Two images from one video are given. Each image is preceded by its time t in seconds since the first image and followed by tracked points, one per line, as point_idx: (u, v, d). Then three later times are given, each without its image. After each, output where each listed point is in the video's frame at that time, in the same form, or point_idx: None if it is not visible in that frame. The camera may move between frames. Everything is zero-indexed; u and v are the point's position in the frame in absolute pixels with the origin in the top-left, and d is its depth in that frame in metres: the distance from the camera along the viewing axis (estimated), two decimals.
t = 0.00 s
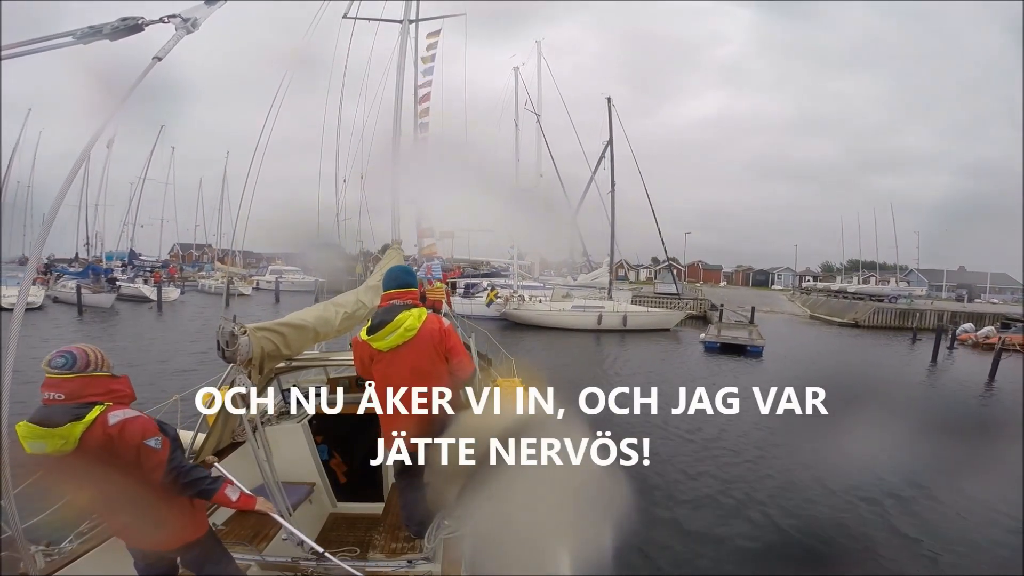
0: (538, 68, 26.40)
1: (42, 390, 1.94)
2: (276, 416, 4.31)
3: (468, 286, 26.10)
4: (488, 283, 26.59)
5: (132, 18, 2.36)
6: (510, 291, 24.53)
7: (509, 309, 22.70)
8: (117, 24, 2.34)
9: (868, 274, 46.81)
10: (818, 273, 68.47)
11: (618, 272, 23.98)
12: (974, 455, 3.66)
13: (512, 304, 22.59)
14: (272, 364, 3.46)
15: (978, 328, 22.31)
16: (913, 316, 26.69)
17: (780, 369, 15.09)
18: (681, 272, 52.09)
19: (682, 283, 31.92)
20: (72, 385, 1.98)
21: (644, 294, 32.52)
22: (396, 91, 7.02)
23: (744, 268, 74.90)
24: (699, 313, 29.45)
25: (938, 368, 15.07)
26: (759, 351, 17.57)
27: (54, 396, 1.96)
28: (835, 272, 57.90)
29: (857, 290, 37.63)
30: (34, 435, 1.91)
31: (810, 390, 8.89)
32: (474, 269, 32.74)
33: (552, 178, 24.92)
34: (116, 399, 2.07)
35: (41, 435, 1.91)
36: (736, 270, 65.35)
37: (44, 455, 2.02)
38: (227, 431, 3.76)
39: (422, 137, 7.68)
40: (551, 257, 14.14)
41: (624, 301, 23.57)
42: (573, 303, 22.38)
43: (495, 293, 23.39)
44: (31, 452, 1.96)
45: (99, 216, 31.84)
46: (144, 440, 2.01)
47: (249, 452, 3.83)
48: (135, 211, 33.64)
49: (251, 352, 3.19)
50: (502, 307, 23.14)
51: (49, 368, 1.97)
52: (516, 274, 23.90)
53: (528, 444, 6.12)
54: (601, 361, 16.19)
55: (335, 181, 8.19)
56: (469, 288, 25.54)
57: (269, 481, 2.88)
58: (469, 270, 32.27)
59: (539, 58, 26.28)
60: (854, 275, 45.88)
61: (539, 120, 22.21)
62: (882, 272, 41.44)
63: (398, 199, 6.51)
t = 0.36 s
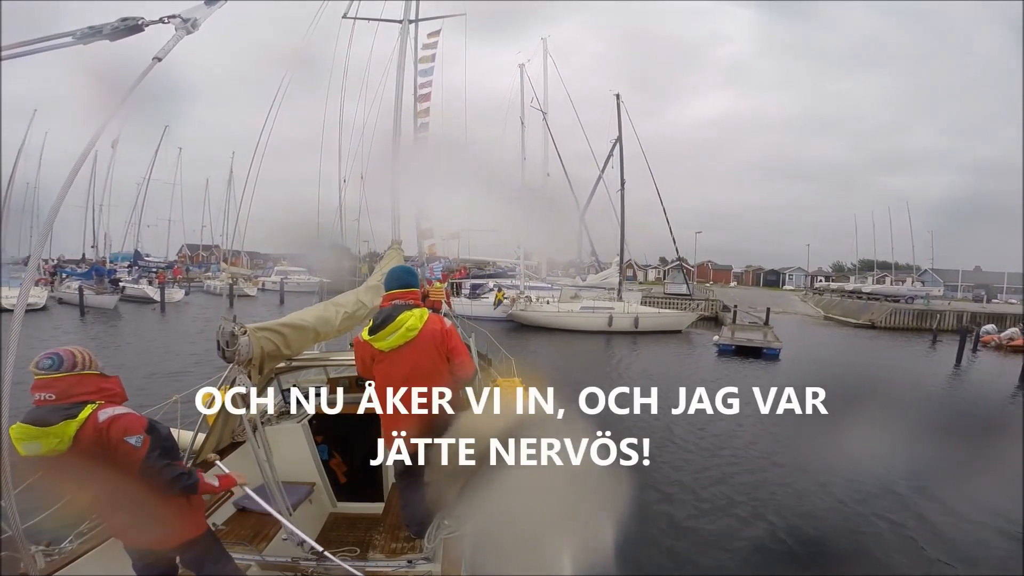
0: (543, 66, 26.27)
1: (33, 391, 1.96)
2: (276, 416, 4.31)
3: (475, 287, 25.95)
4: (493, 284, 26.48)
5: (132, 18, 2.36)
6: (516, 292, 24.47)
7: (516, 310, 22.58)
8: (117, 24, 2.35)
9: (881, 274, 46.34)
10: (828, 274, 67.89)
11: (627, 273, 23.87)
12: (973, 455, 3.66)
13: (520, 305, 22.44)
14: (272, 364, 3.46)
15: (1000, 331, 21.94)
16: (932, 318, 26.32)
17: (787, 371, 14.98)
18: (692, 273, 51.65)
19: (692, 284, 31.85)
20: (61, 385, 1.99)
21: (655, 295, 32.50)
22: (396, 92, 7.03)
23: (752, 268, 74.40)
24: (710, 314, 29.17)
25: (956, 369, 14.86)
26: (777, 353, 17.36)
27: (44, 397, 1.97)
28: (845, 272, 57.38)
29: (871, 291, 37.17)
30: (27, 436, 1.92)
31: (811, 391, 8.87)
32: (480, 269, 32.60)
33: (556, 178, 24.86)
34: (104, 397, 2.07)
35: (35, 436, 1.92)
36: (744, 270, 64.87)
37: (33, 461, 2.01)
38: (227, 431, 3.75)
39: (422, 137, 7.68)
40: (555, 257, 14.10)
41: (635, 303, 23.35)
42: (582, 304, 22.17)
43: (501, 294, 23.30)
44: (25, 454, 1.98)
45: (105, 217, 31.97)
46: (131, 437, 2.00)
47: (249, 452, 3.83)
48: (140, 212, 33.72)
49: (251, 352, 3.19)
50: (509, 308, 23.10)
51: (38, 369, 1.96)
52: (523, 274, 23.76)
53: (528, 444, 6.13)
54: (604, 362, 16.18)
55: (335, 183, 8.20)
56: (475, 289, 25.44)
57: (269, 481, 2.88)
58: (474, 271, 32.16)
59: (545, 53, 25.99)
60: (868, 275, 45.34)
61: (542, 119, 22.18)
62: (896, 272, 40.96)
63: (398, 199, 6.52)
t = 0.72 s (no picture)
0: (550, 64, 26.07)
1: (29, 391, 1.96)
2: (276, 416, 4.31)
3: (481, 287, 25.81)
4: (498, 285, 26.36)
5: (132, 18, 2.36)
6: (524, 292, 24.38)
7: (524, 311, 22.41)
8: (117, 24, 2.35)
9: (896, 274, 45.70)
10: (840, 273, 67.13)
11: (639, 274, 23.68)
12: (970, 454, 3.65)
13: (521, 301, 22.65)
14: (273, 364, 3.46)
15: None
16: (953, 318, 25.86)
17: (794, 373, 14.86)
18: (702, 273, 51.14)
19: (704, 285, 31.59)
20: (57, 385, 1.99)
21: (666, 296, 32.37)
22: (396, 92, 7.02)
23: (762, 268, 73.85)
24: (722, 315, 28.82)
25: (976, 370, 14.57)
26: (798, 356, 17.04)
27: (40, 396, 1.98)
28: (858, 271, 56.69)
29: (888, 291, 36.57)
30: (22, 436, 1.93)
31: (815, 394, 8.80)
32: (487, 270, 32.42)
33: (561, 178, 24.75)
34: (101, 399, 2.07)
35: (29, 436, 1.93)
36: (755, 270, 64.15)
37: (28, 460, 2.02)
38: (226, 431, 3.74)
39: (423, 138, 7.67)
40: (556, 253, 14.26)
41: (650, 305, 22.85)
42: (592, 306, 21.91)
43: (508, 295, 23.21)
44: (22, 454, 1.99)
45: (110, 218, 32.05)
46: (123, 439, 1.99)
47: (249, 452, 3.83)
48: (146, 212, 33.80)
49: (252, 352, 3.19)
50: (518, 309, 22.84)
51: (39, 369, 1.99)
52: (530, 274, 23.62)
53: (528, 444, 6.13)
54: (608, 363, 16.15)
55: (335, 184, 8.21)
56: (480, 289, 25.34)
57: (270, 481, 2.89)
58: (480, 271, 32.01)
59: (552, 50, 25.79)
60: (885, 275, 44.67)
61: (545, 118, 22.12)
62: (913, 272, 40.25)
63: (398, 199, 6.51)
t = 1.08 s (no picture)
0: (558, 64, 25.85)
1: (30, 390, 1.95)
2: (276, 416, 4.31)
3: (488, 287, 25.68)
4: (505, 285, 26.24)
5: (132, 18, 2.36)
6: (532, 292, 24.26)
7: (532, 311, 22.23)
8: (117, 24, 2.35)
9: (913, 274, 44.98)
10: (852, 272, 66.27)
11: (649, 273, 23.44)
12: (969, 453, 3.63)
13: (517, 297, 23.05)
14: (273, 364, 3.46)
15: None
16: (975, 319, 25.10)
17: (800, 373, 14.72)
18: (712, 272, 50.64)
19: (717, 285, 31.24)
20: (59, 385, 1.98)
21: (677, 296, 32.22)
22: (396, 92, 7.03)
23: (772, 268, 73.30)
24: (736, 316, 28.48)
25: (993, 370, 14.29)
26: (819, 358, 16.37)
27: (41, 396, 1.96)
28: (870, 270, 55.91)
29: (907, 290, 35.96)
30: (24, 437, 1.92)
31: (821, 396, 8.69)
32: (493, 270, 32.26)
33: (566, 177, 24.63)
34: (104, 400, 2.08)
35: (31, 437, 1.92)
36: (766, 270, 63.48)
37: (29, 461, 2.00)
38: (226, 431, 3.74)
39: (423, 138, 7.68)
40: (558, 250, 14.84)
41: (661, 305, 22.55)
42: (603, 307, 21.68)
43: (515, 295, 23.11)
44: (22, 454, 1.97)
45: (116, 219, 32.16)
46: (131, 440, 2.01)
47: (249, 452, 3.83)
48: (151, 212, 33.85)
49: (252, 353, 3.19)
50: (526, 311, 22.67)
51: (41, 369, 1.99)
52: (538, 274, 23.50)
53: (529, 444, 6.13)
54: (612, 363, 16.13)
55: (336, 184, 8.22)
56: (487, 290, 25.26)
57: (270, 481, 2.89)
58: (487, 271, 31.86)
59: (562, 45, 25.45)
60: (902, 275, 44.00)
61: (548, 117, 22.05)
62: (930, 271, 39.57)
63: (397, 199, 6.51)
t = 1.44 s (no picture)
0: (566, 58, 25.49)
1: (35, 391, 1.95)
2: (277, 416, 4.31)
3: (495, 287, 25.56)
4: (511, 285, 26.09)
5: (133, 18, 2.36)
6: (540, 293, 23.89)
7: (541, 314, 21.94)
8: (117, 24, 2.35)
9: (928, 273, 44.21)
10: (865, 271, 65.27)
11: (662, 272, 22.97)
12: (967, 452, 3.61)
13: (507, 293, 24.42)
14: (274, 364, 3.46)
15: None
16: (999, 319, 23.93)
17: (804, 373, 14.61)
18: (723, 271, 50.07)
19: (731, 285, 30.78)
20: (64, 386, 1.98)
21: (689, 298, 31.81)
22: (397, 92, 7.02)
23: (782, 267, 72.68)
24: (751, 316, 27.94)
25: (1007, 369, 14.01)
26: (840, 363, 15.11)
27: (46, 397, 1.96)
28: (883, 268, 55.00)
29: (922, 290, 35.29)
30: (27, 438, 1.92)
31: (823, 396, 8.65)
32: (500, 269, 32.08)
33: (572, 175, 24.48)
34: (108, 401, 2.08)
35: (35, 438, 1.92)
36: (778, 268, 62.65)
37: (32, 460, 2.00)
38: (226, 431, 3.74)
39: (423, 138, 7.67)
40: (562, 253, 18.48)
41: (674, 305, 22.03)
42: (613, 307, 21.20)
43: (521, 297, 22.99)
44: (23, 455, 1.97)
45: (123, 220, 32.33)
46: (136, 442, 2.02)
47: (249, 452, 3.83)
48: (157, 213, 33.99)
49: (253, 353, 3.20)
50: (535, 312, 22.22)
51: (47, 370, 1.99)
52: (545, 274, 23.29)
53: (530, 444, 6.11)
54: (615, 364, 16.10)
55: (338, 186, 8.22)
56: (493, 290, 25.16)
57: (270, 482, 2.90)
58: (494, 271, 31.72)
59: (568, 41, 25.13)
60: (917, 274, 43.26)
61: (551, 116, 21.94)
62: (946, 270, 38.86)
63: (397, 199, 6.50)
